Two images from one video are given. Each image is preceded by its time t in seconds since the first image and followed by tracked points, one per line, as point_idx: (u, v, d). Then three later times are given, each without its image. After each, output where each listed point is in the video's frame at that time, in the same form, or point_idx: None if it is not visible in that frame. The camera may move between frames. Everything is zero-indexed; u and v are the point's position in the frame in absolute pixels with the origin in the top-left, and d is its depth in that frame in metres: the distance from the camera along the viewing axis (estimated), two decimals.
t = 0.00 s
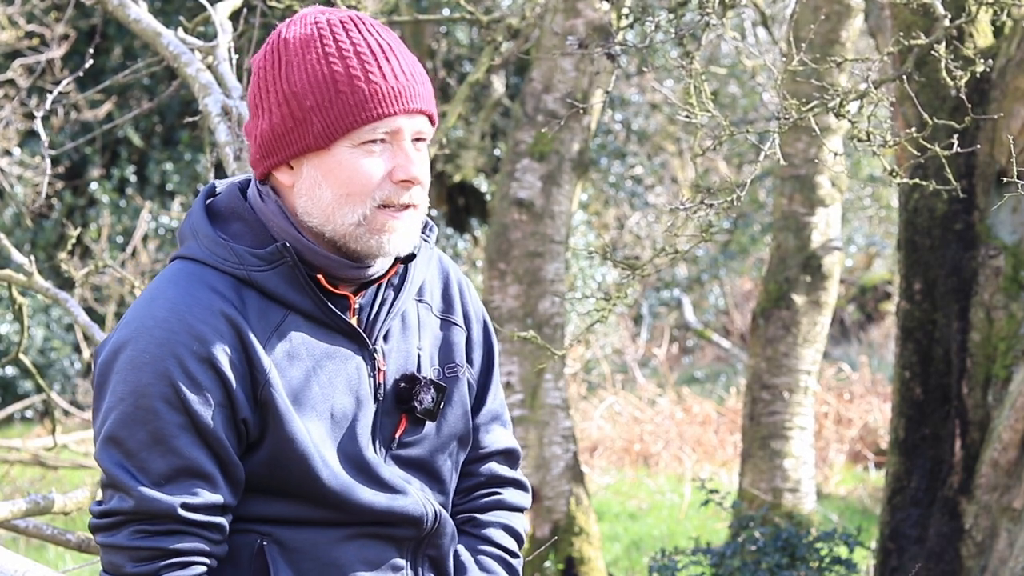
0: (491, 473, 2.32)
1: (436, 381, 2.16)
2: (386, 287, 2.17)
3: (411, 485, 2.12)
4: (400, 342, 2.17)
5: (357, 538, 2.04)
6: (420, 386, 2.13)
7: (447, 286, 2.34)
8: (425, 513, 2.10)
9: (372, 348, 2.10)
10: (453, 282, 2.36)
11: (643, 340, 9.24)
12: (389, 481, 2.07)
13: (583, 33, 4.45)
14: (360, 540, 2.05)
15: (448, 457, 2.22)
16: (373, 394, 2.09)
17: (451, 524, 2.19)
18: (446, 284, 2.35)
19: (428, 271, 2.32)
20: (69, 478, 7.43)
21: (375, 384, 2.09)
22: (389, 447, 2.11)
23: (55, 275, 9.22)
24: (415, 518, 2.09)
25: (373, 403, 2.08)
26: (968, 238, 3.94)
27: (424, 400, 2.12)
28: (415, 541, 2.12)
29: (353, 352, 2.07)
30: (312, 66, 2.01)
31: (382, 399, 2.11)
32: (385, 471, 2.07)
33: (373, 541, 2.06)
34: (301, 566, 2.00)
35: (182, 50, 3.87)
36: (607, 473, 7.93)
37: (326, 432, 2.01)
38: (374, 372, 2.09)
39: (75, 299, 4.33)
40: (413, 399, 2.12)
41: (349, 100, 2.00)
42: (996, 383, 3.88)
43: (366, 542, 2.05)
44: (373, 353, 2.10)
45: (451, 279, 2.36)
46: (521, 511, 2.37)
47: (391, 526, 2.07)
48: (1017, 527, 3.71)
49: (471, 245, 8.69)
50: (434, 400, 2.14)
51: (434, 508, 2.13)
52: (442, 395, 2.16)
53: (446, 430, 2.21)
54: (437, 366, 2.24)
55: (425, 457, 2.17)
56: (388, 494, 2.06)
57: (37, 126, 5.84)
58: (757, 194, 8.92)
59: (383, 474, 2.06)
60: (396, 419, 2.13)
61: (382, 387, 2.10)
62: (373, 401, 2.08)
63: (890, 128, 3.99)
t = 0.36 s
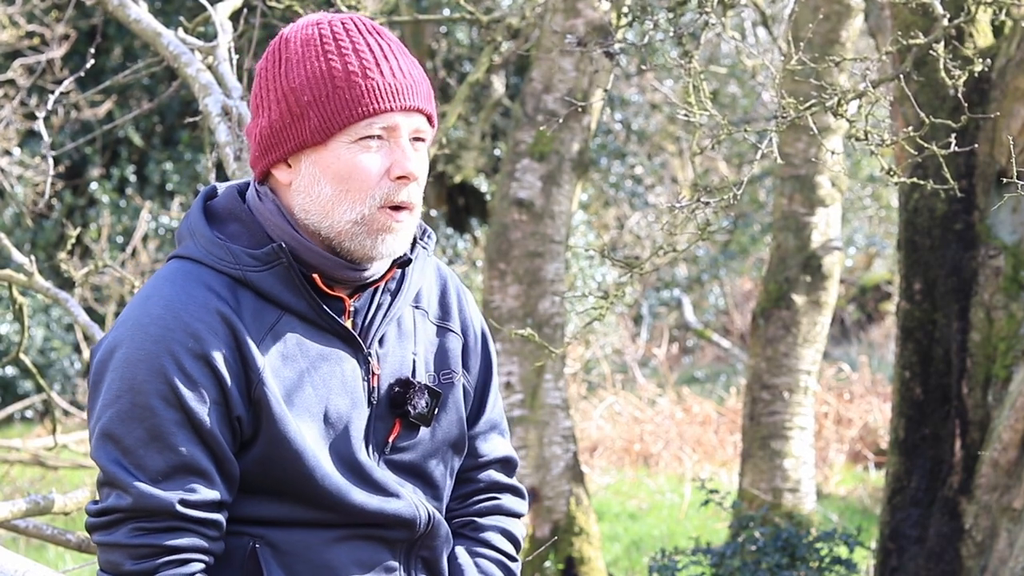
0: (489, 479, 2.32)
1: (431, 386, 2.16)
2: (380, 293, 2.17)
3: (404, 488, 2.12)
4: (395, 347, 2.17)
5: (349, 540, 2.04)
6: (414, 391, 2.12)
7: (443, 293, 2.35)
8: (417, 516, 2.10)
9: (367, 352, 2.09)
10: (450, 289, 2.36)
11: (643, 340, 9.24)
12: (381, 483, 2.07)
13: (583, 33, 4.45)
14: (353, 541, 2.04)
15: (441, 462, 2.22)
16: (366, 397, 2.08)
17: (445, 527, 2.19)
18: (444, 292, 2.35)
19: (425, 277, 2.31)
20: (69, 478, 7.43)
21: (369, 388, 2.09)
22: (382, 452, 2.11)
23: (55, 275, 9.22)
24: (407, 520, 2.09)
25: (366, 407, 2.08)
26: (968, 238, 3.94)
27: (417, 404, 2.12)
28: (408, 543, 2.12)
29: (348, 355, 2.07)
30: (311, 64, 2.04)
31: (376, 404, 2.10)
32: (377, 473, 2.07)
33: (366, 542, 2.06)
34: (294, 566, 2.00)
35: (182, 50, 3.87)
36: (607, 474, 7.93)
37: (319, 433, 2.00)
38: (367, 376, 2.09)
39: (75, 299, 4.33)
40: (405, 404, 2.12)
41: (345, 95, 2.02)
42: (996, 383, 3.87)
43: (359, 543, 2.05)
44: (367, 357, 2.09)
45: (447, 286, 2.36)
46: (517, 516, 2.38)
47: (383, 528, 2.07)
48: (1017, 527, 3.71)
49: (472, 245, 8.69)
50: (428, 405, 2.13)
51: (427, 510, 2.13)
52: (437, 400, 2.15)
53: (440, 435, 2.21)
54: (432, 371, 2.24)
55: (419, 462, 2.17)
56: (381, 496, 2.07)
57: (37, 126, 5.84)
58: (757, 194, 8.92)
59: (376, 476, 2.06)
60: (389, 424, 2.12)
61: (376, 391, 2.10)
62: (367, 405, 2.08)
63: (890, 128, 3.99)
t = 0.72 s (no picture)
0: (491, 478, 2.32)
1: (430, 386, 2.16)
2: (378, 292, 2.17)
3: (404, 487, 2.12)
4: (394, 347, 2.17)
5: (349, 537, 2.04)
6: (412, 391, 2.12)
7: (445, 291, 2.34)
8: (418, 513, 2.10)
9: (364, 352, 2.09)
10: (452, 287, 2.36)
11: (643, 340, 9.24)
12: (378, 481, 2.07)
13: (583, 33, 4.45)
14: (352, 540, 2.04)
15: (442, 461, 2.22)
16: (364, 397, 2.08)
17: (446, 525, 2.19)
18: (445, 290, 2.34)
19: (426, 275, 2.31)
20: (69, 478, 7.43)
21: (367, 388, 2.09)
22: (382, 451, 2.11)
23: (55, 275, 9.22)
24: (406, 517, 2.08)
25: (364, 406, 2.08)
26: (968, 238, 3.94)
27: (416, 404, 2.12)
28: (409, 541, 2.11)
29: (344, 356, 2.07)
30: (298, 64, 2.04)
31: (375, 403, 2.10)
32: (375, 471, 2.07)
33: (365, 540, 2.06)
34: (293, 566, 2.00)
35: (182, 50, 3.87)
36: (607, 473, 7.93)
37: (315, 434, 2.00)
38: (366, 376, 2.09)
39: (75, 299, 4.33)
40: (404, 403, 2.12)
41: (330, 96, 2.02)
42: (996, 383, 3.88)
43: (358, 541, 2.05)
44: (365, 357, 2.09)
45: (449, 284, 2.36)
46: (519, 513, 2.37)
47: (383, 526, 2.07)
48: (1017, 527, 3.71)
49: (471, 245, 8.69)
50: (426, 404, 2.13)
51: (428, 508, 2.12)
52: (435, 399, 2.15)
53: (441, 434, 2.21)
54: (433, 370, 2.24)
55: (420, 461, 2.17)
56: (381, 495, 2.06)
57: (37, 126, 5.84)
58: (757, 194, 8.93)
59: (374, 475, 2.06)
60: (388, 423, 2.12)
61: (374, 391, 2.10)
62: (365, 404, 2.08)
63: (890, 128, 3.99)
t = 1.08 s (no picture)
0: (490, 478, 2.32)
1: (433, 384, 2.17)
2: (382, 290, 2.18)
3: (408, 487, 2.12)
4: (398, 346, 2.18)
5: (354, 539, 2.04)
6: (417, 389, 2.13)
7: (446, 289, 2.35)
8: (422, 514, 2.10)
9: (369, 351, 2.10)
10: (452, 286, 2.36)
11: (643, 340, 9.24)
12: (383, 479, 2.07)
13: (584, 33, 4.46)
14: (358, 541, 2.05)
15: (445, 460, 2.22)
16: (370, 396, 2.09)
17: (449, 527, 2.20)
18: (446, 289, 2.35)
19: (427, 274, 2.32)
20: (69, 478, 7.43)
21: (372, 387, 2.09)
22: (387, 450, 2.12)
23: (55, 275, 9.22)
24: (411, 519, 2.08)
25: (370, 405, 2.08)
26: (968, 238, 3.94)
27: (421, 402, 2.12)
28: (413, 543, 2.12)
29: (350, 355, 2.07)
30: (305, 66, 2.04)
31: (380, 402, 2.11)
32: (382, 471, 2.07)
33: (370, 542, 2.06)
34: (299, 567, 2.00)
35: (182, 50, 3.87)
36: (607, 473, 7.93)
37: (322, 433, 2.00)
38: (371, 375, 2.09)
39: (75, 299, 4.33)
40: (409, 402, 2.12)
41: (338, 99, 2.02)
42: (996, 383, 3.87)
43: (364, 543, 2.05)
44: (370, 355, 2.10)
45: (449, 283, 2.36)
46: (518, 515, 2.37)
47: (388, 528, 2.07)
48: (1017, 527, 3.71)
49: (472, 245, 8.69)
50: (431, 403, 2.14)
51: (432, 509, 2.12)
52: (440, 398, 2.16)
53: (444, 433, 2.21)
54: (435, 369, 2.24)
55: (425, 460, 2.17)
56: (384, 495, 2.06)
57: (36, 126, 5.84)
58: (757, 194, 8.93)
59: (380, 476, 2.06)
60: (393, 422, 2.13)
61: (379, 390, 2.10)
62: (370, 403, 2.09)
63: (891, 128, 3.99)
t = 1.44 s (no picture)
0: (490, 476, 2.32)
1: (432, 385, 2.16)
2: (382, 290, 2.18)
3: (406, 486, 2.13)
4: (396, 346, 2.18)
5: (351, 537, 2.05)
6: (415, 389, 2.12)
7: (446, 290, 2.34)
8: (420, 512, 2.11)
9: (366, 351, 2.10)
10: (453, 287, 2.36)
11: (643, 340, 9.24)
12: (377, 477, 2.07)
13: (584, 33, 4.46)
14: (354, 538, 2.05)
15: (444, 461, 2.22)
16: (366, 396, 2.09)
17: (447, 525, 2.20)
18: (446, 289, 2.34)
19: (427, 275, 2.31)
20: (69, 478, 7.43)
21: (369, 387, 2.09)
22: (384, 450, 2.12)
23: (55, 275, 9.23)
24: (409, 517, 2.09)
25: (367, 405, 2.09)
26: (968, 238, 3.94)
27: (418, 403, 2.12)
28: (411, 540, 2.12)
29: (347, 355, 2.07)
30: (308, 70, 2.03)
31: (377, 402, 2.11)
32: (377, 470, 2.07)
33: (367, 540, 2.06)
34: (295, 564, 2.00)
35: (182, 50, 3.87)
36: (607, 473, 7.93)
37: (317, 434, 2.01)
38: (368, 375, 2.09)
39: (75, 299, 4.33)
40: (407, 402, 2.12)
41: (344, 103, 2.01)
42: (996, 383, 3.88)
43: (360, 541, 2.05)
44: (367, 355, 2.10)
45: (450, 283, 2.36)
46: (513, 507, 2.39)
47: (386, 525, 2.08)
48: (1017, 527, 3.71)
49: (472, 245, 8.68)
50: (429, 403, 2.14)
51: (430, 507, 2.13)
52: (438, 398, 2.15)
53: (442, 433, 2.21)
54: (433, 369, 2.24)
55: (423, 460, 2.17)
56: (381, 493, 2.07)
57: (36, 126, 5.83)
58: (757, 194, 8.94)
59: (376, 474, 2.07)
60: (391, 422, 2.13)
61: (376, 390, 2.10)
62: (367, 403, 2.09)
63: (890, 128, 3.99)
